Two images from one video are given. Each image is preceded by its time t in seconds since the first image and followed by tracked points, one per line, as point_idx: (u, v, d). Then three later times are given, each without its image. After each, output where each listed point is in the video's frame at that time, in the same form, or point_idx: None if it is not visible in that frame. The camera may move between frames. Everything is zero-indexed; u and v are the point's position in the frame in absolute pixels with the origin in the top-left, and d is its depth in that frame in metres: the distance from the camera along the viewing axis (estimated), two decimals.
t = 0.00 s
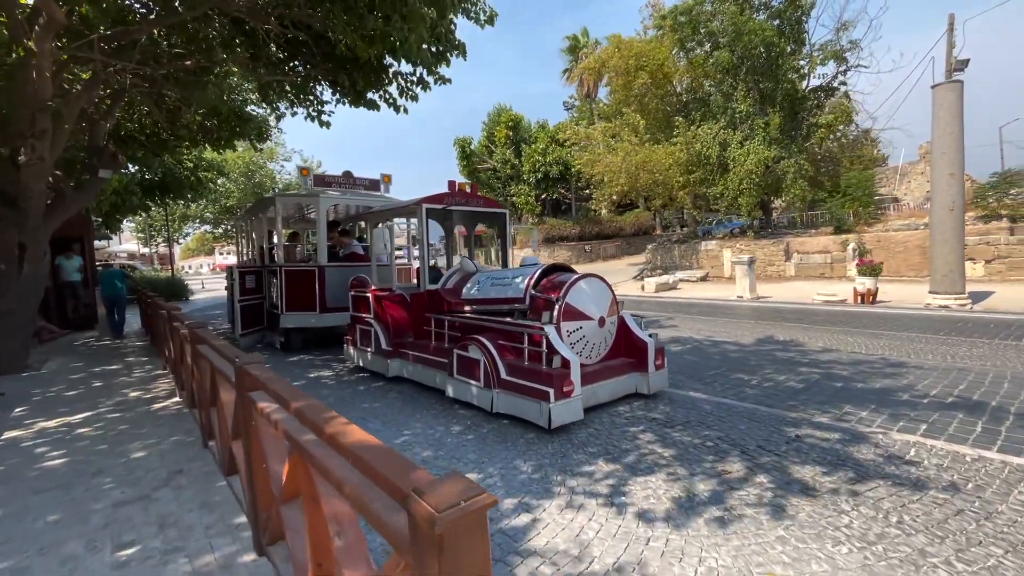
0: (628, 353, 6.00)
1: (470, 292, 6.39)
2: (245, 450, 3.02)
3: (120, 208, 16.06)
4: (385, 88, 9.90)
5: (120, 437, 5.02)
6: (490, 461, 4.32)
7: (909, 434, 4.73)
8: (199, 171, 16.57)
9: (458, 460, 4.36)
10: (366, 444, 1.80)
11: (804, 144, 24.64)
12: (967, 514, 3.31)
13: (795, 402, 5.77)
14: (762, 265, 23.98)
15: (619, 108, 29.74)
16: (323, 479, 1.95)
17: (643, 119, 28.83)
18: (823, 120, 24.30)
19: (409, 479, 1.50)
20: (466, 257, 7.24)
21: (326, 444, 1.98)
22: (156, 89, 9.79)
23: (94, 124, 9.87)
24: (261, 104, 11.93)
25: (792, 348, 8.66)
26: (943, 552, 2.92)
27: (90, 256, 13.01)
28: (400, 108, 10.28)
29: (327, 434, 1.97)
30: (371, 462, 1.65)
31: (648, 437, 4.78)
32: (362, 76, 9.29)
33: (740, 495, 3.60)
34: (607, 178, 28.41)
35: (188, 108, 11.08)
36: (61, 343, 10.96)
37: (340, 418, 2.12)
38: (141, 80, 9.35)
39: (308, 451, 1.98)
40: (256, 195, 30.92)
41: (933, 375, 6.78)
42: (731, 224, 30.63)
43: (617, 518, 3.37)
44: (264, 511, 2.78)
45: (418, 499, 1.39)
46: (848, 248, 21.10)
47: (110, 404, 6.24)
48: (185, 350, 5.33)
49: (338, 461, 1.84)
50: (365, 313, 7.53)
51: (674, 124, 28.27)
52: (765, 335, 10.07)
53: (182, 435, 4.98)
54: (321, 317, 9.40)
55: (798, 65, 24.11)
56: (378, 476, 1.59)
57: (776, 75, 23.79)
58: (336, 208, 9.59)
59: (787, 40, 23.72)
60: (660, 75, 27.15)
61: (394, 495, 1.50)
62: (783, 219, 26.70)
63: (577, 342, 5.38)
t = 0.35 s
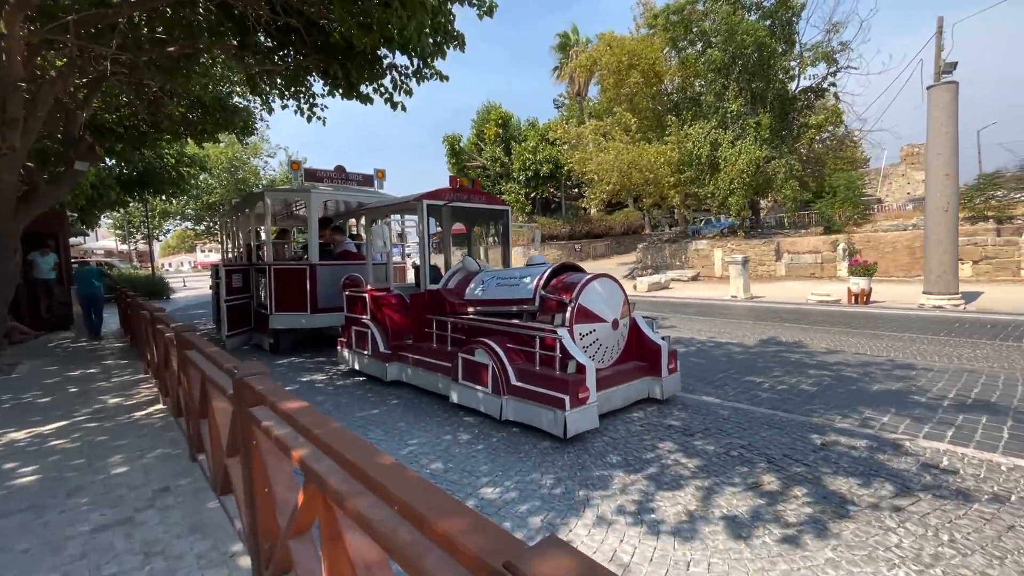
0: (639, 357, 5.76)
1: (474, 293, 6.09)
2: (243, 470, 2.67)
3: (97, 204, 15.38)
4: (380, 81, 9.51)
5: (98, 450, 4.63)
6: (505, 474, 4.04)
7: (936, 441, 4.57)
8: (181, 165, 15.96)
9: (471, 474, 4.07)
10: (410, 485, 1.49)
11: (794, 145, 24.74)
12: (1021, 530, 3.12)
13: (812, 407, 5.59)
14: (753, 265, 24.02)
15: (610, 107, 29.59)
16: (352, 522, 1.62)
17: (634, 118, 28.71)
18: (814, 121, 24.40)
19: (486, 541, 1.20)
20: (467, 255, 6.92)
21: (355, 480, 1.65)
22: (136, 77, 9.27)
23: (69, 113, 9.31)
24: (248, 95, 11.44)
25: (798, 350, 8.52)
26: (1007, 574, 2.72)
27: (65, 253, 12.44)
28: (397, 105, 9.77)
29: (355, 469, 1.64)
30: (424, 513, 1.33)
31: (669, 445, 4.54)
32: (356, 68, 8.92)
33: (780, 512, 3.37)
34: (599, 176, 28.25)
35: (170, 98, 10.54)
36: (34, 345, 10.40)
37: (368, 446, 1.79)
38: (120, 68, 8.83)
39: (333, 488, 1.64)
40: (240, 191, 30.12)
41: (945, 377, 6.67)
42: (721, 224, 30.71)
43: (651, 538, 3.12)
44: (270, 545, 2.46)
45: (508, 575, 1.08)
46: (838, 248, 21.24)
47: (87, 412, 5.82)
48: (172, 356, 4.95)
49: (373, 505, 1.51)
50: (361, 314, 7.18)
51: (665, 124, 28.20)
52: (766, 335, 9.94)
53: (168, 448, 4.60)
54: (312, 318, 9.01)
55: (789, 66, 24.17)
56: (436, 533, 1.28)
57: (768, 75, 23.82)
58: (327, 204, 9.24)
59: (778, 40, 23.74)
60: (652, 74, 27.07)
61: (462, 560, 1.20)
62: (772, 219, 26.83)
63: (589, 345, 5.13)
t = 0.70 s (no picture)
0: (654, 362, 5.49)
1: (480, 294, 5.77)
2: (240, 501, 2.32)
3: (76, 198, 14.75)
4: (376, 72, 9.11)
5: (73, 466, 4.24)
6: (521, 492, 3.74)
7: (971, 451, 4.36)
8: (165, 160, 15.38)
9: (485, 492, 3.76)
10: (464, 555, 1.16)
11: (788, 145, 24.73)
12: None
13: (834, 414, 5.36)
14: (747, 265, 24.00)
15: (604, 104, 29.34)
16: None
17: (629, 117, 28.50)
18: (808, 121, 24.37)
19: None
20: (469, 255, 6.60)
21: (388, 541, 1.32)
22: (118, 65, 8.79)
23: (45, 101, 8.80)
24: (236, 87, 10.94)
25: (807, 353, 8.33)
26: None
27: (42, 249, 11.92)
28: (394, 99, 9.37)
29: (388, 524, 1.32)
30: None
31: (692, 458, 4.27)
32: (351, 58, 8.53)
33: (825, 536, 3.11)
34: (593, 175, 28.02)
35: (153, 87, 10.04)
36: (7, 347, 9.86)
37: (403, 495, 1.44)
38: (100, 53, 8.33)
39: (364, 554, 1.31)
40: (226, 187, 29.40)
41: (962, 381, 6.50)
42: (714, 224, 30.68)
43: (691, 568, 2.83)
44: None
45: None
46: (832, 249, 21.26)
47: (62, 422, 5.39)
48: (155, 363, 4.57)
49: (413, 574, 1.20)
50: (358, 315, 6.82)
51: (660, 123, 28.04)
52: (771, 337, 9.75)
53: (151, 464, 4.22)
54: (303, 319, 8.59)
55: (784, 66, 24.11)
56: None
57: (763, 75, 23.76)
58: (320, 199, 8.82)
59: (773, 40, 23.68)
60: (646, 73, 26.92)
61: None
62: (765, 220, 26.85)
63: (605, 350, 4.85)
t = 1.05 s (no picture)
0: (674, 369, 5.22)
1: (491, 296, 5.46)
2: (243, 537, 2.00)
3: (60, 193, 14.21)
4: (376, 62, 8.73)
5: (53, 484, 3.87)
6: (546, 513, 3.45)
7: (1015, 464, 4.13)
8: (153, 154, 14.86)
9: (506, 514, 3.46)
10: None
11: (787, 145, 24.61)
12: None
13: (862, 423, 5.12)
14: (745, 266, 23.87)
15: (602, 102, 29.07)
16: None
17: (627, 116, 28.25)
18: (807, 121, 24.27)
19: None
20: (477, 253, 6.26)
21: None
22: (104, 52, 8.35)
23: (27, 90, 8.35)
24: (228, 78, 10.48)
25: (820, 357, 8.10)
26: None
27: (23, 246, 11.45)
28: (395, 91, 8.99)
29: None
30: None
31: (724, 473, 4.00)
32: (351, 48, 8.16)
33: (884, 564, 2.85)
34: (592, 174, 27.75)
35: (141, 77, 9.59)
36: None
37: (465, 566, 1.19)
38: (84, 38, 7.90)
39: None
40: (217, 183, 28.77)
41: (985, 387, 6.30)
42: (711, 224, 30.54)
43: None
44: None
45: None
46: (831, 249, 21.19)
47: (42, 431, 5.02)
48: (144, 371, 4.21)
49: None
50: (360, 318, 6.48)
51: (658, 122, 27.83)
52: (781, 340, 9.53)
53: (139, 481, 3.87)
54: (300, 320, 8.23)
55: (783, 65, 23.98)
56: None
57: (763, 75, 23.61)
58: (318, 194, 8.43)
59: (773, 39, 23.52)
60: (645, 71, 26.71)
61: None
62: (763, 220, 26.75)
63: (626, 357, 4.57)
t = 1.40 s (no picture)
0: (702, 374, 5.02)
1: (509, 298, 5.24)
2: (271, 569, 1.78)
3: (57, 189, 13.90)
4: (385, 55, 8.48)
5: (51, 497, 3.62)
6: (582, 530, 3.23)
7: None
8: (152, 150, 14.55)
9: (539, 531, 3.23)
10: None
11: (791, 145, 24.42)
12: None
13: (898, 430, 4.93)
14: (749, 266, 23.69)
15: (604, 100, 28.80)
16: None
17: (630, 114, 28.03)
18: (812, 120, 24.12)
19: None
20: (493, 252, 6.04)
21: None
22: (104, 43, 8.09)
23: (25, 82, 8.07)
24: (228, 72, 10.23)
25: (840, 360, 7.92)
26: None
27: (20, 243, 11.15)
28: (404, 85, 8.74)
29: None
30: None
31: (764, 486, 3.81)
32: (361, 40, 7.93)
33: None
34: (596, 173, 27.50)
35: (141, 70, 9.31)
36: None
37: None
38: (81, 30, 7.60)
39: None
40: (215, 180, 28.43)
41: (1016, 392, 6.12)
42: (713, 224, 30.36)
43: None
44: None
45: None
46: (836, 249, 21.02)
47: (41, 437, 4.77)
48: (149, 376, 3.97)
49: None
50: (371, 319, 6.25)
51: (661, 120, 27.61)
52: (796, 342, 9.34)
53: (144, 494, 3.63)
54: (305, 320, 7.98)
55: (788, 64, 23.78)
56: None
57: (768, 73, 23.39)
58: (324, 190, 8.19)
59: (779, 38, 23.30)
60: (648, 69, 26.49)
61: None
62: (766, 220, 26.57)
63: (655, 361, 4.37)
